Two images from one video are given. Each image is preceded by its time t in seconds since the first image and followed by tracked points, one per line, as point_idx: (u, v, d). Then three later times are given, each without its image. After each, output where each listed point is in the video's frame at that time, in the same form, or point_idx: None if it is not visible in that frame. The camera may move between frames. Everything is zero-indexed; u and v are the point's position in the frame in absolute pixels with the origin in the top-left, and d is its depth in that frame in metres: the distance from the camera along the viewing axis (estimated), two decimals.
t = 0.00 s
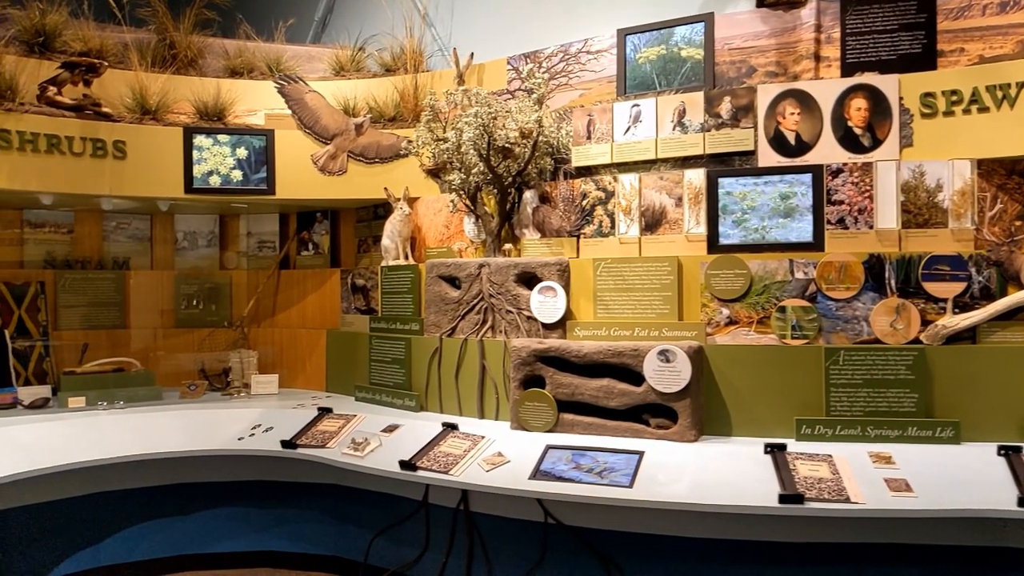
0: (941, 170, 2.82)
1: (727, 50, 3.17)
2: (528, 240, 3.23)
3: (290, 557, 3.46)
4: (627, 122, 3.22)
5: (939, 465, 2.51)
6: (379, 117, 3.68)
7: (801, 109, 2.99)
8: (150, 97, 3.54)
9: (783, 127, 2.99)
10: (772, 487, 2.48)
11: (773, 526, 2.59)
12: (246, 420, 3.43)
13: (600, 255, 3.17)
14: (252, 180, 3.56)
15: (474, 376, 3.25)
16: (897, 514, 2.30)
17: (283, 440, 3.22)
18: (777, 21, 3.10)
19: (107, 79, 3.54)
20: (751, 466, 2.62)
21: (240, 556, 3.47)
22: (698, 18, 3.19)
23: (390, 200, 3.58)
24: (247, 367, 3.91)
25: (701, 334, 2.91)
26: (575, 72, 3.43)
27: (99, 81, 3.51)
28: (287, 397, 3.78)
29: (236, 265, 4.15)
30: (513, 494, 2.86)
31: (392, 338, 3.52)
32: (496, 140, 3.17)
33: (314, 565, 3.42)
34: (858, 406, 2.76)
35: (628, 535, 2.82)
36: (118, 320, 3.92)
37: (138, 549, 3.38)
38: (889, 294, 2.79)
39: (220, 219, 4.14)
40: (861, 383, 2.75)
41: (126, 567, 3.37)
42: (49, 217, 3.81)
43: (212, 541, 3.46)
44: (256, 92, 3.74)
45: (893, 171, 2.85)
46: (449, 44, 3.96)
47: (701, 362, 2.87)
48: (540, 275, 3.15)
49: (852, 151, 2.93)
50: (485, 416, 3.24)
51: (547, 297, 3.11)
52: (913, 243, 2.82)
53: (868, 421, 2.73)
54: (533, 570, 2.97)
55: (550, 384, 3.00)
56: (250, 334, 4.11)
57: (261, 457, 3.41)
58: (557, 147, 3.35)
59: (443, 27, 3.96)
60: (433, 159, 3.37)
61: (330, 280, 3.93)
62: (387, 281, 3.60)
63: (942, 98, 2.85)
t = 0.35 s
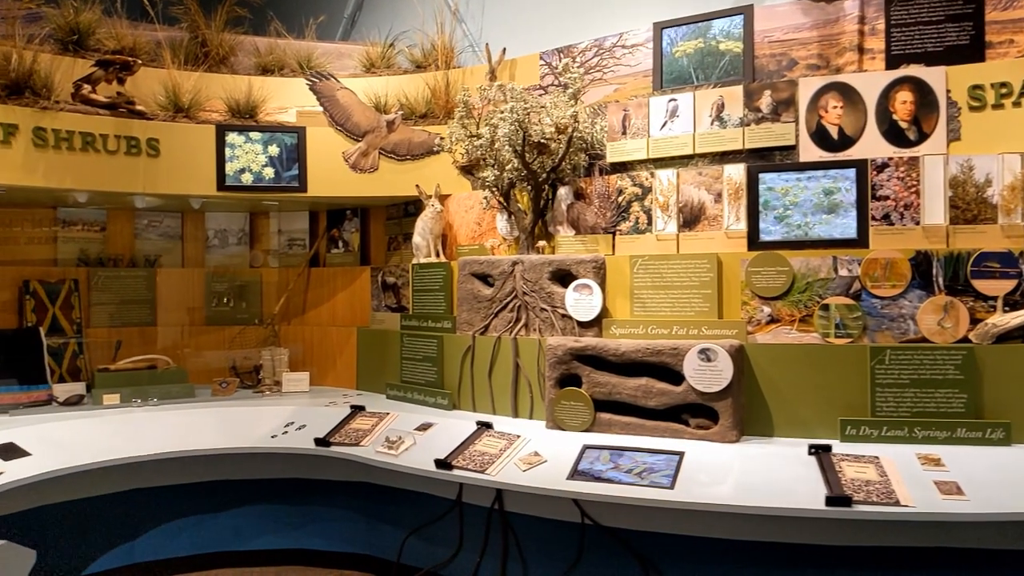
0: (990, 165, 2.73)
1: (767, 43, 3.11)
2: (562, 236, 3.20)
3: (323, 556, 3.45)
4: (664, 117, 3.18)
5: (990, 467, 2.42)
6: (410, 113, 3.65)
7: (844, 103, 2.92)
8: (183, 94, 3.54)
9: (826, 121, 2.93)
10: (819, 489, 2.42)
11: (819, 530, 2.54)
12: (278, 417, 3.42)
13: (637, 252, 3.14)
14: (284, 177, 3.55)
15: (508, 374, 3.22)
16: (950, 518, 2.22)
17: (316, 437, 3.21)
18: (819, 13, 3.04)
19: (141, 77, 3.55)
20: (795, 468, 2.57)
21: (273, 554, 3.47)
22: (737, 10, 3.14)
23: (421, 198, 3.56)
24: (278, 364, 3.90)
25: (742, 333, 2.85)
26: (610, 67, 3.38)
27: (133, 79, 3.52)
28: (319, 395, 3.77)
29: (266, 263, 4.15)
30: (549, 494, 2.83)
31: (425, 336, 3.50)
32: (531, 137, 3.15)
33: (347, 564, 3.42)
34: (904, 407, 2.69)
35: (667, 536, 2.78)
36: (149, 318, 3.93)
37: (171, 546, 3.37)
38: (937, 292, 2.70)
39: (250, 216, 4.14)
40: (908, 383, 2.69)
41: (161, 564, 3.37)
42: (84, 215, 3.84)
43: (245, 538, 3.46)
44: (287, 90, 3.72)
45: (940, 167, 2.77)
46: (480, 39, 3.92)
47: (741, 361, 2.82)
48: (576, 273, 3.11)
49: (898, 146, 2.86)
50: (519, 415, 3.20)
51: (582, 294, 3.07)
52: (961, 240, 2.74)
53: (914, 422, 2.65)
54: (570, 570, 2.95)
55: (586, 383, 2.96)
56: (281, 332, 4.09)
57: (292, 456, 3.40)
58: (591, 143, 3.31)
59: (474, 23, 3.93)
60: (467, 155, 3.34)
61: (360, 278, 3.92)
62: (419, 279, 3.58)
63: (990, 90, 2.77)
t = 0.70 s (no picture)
0: None
1: (809, 35, 3.05)
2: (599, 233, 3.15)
3: (357, 554, 3.45)
4: (702, 112, 3.14)
5: None
6: (443, 110, 3.64)
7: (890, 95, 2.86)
8: (218, 93, 3.55)
9: (870, 114, 2.86)
10: (867, 492, 2.36)
11: (867, 532, 2.48)
12: (313, 415, 3.43)
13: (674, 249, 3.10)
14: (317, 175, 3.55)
15: (543, 372, 3.19)
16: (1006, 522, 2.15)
17: (351, 435, 3.21)
18: (863, 3, 2.97)
19: (176, 76, 3.57)
20: (841, 468, 2.51)
21: (307, 552, 3.48)
22: (777, 2, 3.09)
23: (454, 194, 3.54)
24: (311, 362, 3.92)
25: (786, 331, 2.80)
26: (646, 61, 3.34)
27: (168, 78, 3.54)
28: (352, 393, 3.76)
29: (298, 262, 4.15)
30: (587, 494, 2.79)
31: (459, 334, 3.48)
32: (568, 131, 3.11)
33: (381, 562, 3.42)
34: (954, 407, 2.62)
35: (708, 537, 2.74)
36: (182, 316, 3.94)
37: (206, 543, 3.39)
38: (988, 289, 2.62)
39: (283, 214, 4.15)
40: (958, 382, 2.62)
41: (197, 560, 3.38)
42: (120, 213, 3.88)
43: (280, 536, 3.47)
44: (321, 88, 3.72)
45: (991, 159, 2.69)
46: (512, 35, 3.89)
47: (785, 359, 2.77)
48: (613, 270, 3.07)
49: (945, 139, 2.79)
50: (555, 413, 3.17)
51: (619, 292, 3.03)
52: (1013, 236, 2.64)
53: (965, 422, 2.58)
54: (608, 571, 2.92)
55: (624, 382, 2.93)
56: (313, 330, 4.10)
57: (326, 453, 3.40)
58: (627, 138, 3.28)
59: (506, 18, 3.90)
60: (501, 152, 3.32)
61: (392, 277, 3.93)
62: (452, 277, 3.57)
63: None
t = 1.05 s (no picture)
0: None
1: (856, 27, 2.98)
2: (640, 231, 3.13)
3: (395, 551, 3.46)
4: (746, 106, 3.08)
5: None
6: (480, 108, 3.63)
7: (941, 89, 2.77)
8: (257, 92, 3.58)
9: (921, 108, 2.78)
10: (920, 494, 2.30)
11: (921, 537, 2.42)
12: (351, 412, 3.44)
13: (717, 246, 3.06)
14: (355, 173, 3.57)
15: (583, 370, 3.16)
16: None
17: (390, 433, 3.21)
18: None
19: (216, 75, 3.59)
20: (892, 470, 2.46)
21: (346, 549, 3.49)
22: None
23: (491, 191, 3.52)
24: (347, 359, 3.90)
25: (833, 329, 2.74)
26: (687, 55, 3.30)
27: (208, 77, 3.57)
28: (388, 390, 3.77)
29: (334, 259, 4.17)
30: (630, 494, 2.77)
31: (496, 331, 3.47)
32: (609, 128, 3.08)
33: (420, 559, 3.42)
34: (1010, 408, 2.54)
35: (754, 538, 2.71)
36: (220, 313, 3.98)
37: (246, 539, 3.41)
38: None
39: (319, 212, 4.17)
40: (1014, 383, 2.53)
41: (238, 556, 3.41)
42: (160, 212, 3.91)
43: (319, 532, 3.49)
44: (359, 87, 3.74)
45: None
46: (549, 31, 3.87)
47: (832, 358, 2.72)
48: (654, 267, 3.04)
49: (1000, 132, 2.68)
50: (594, 412, 3.14)
51: (661, 289, 3.00)
52: None
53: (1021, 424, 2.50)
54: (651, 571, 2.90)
55: (667, 380, 2.89)
56: (350, 327, 4.12)
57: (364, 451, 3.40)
58: (668, 134, 3.24)
59: (543, 14, 3.88)
60: (540, 149, 3.29)
61: (429, 274, 3.92)
62: (489, 274, 3.55)
63: None
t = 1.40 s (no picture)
0: None
1: (907, 23, 2.90)
2: (685, 230, 3.08)
3: (437, 549, 3.48)
4: (793, 104, 3.06)
5: None
6: (522, 107, 3.63)
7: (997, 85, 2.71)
8: (300, 92, 3.60)
9: (976, 105, 2.72)
10: (979, 499, 2.24)
11: (980, 542, 2.37)
12: (394, 411, 3.45)
13: (766, 246, 3.03)
14: (397, 173, 3.58)
15: (628, 371, 3.14)
16: None
17: (433, 432, 3.21)
18: None
19: (260, 76, 3.61)
20: (949, 474, 2.40)
21: (388, 548, 3.51)
22: None
23: (533, 191, 3.51)
24: (388, 358, 3.92)
25: (887, 331, 2.68)
26: (733, 53, 3.26)
27: (253, 78, 3.60)
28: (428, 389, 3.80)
29: (372, 259, 4.18)
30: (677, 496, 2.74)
31: (538, 331, 3.46)
32: (656, 126, 3.06)
33: (462, 559, 3.44)
34: None
35: (806, 542, 2.67)
36: (260, 313, 4.01)
37: (290, 537, 3.44)
38: None
39: (358, 212, 4.18)
40: None
41: (282, 553, 3.44)
42: (202, 212, 3.94)
43: (361, 531, 3.51)
44: (399, 87, 3.75)
45: None
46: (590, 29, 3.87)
47: (886, 360, 2.66)
48: (701, 267, 3.01)
49: None
50: (639, 413, 3.12)
51: (709, 290, 2.96)
52: None
53: None
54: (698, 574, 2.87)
55: (716, 382, 2.87)
56: (390, 327, 4.14)
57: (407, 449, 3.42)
58: (715, 132, 3.19)
59: (584, 13, 3.87)
60: (584, 148, 3.31)
61: (468, 273, 3.92)
62: (531, 274, 3.54)
63: None
